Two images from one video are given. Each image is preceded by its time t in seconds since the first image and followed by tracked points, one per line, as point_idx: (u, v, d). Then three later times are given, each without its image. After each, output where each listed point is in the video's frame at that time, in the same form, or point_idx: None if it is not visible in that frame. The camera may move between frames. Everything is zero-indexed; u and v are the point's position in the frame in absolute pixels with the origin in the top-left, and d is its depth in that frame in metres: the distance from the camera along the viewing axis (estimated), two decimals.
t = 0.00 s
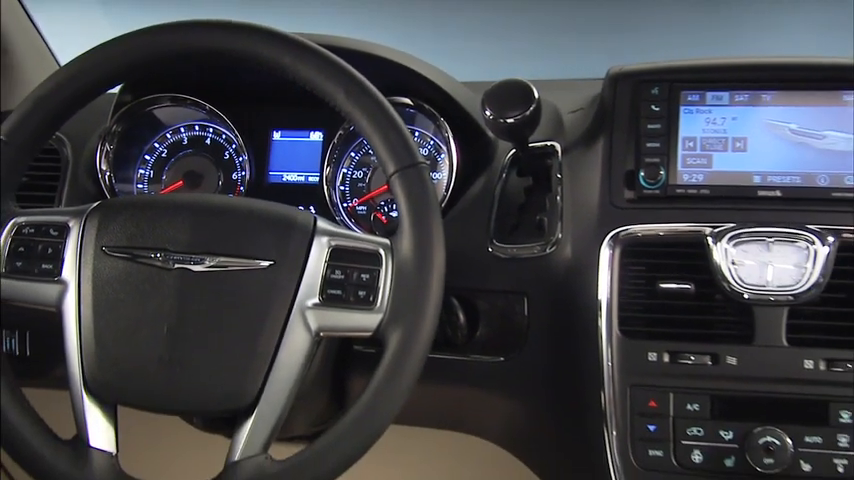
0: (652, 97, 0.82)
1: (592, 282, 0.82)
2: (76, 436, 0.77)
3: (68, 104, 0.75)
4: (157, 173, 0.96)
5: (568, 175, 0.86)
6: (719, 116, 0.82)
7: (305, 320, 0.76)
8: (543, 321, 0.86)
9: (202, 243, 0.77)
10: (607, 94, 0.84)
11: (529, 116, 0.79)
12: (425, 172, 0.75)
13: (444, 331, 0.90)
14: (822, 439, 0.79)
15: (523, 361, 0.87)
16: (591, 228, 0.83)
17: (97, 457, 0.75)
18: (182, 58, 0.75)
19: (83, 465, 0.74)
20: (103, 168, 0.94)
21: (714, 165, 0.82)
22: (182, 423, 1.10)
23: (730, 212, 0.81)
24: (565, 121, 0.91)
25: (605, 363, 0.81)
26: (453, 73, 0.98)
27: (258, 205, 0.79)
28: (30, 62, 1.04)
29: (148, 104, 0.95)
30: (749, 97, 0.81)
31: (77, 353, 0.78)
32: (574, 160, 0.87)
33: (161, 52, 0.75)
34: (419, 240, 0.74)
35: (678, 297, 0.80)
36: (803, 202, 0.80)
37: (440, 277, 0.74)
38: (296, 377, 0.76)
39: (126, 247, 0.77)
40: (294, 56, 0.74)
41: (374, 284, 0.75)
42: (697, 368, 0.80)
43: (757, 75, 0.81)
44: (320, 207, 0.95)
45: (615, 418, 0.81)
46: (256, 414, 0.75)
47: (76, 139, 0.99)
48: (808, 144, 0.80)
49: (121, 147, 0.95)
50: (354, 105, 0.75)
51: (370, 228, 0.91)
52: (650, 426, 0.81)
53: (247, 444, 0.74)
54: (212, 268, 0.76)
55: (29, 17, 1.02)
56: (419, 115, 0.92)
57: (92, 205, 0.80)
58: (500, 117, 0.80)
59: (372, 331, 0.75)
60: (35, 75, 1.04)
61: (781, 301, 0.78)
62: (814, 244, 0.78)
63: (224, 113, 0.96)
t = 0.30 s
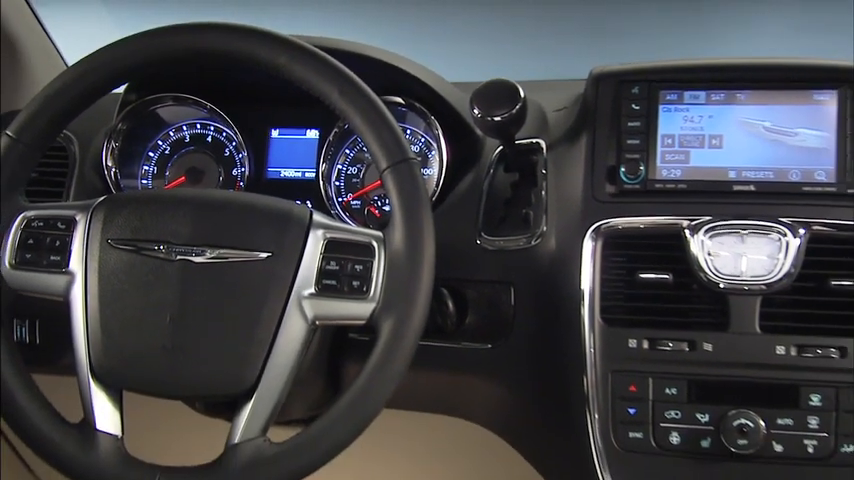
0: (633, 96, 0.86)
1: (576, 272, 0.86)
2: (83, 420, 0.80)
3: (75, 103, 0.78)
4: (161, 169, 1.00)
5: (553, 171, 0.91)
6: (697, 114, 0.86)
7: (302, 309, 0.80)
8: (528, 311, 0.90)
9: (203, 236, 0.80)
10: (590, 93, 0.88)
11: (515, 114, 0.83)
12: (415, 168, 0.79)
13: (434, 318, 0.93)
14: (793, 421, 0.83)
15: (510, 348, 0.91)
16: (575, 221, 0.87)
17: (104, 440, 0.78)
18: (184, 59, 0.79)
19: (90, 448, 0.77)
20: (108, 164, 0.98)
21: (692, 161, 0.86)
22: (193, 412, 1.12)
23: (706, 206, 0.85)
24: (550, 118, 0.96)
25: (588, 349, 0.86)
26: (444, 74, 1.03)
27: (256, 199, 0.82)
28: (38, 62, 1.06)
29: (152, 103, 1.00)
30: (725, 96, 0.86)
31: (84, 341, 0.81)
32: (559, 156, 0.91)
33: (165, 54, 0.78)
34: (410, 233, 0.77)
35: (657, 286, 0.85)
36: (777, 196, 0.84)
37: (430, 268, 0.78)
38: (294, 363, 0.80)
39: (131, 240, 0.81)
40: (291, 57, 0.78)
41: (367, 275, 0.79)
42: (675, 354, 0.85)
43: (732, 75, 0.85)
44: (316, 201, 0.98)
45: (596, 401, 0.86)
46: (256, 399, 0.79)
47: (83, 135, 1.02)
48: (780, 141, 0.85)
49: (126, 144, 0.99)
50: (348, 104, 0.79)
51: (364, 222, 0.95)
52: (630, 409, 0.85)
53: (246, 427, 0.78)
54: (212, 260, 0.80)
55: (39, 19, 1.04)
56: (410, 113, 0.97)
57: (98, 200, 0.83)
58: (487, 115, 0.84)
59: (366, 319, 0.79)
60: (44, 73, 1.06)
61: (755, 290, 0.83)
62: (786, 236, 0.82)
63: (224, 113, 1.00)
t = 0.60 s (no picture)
0: (615, 95, 0.90)
1: (559, 264, 0.90)
2: (88, 406, 0.84)
3: (81, 102, 0.82)
4: (162, 166, 1.03)
5: (538, 167, 0.95)
6: (676, 112, 0.90)
7: (298, 300, 0.83)
8: (516, 301, 0.94)
9: (203, 229, 0.84)
10: (573, 93, 0.92)
11: (502, 112, 0.87)
12: (407, 164, 0.82)
13: (425, 307, 0.97)
14: (768, 406, 0.87)
15: (497, 337, 0.95)
16: (560, 215, 0.91)
17: (108, 426, 0.81)
18: (185, 60, 0.82)
19: (96, 432, 0.80)
20: (111, 160, 1.01)
21: (671, 157, 0.90)
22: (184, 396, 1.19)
23: (684, 200, 0.89)
24: (536, 118, 0.99)
25: (572, 338, 0.90)
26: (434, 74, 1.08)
27: (254, 194, 0.86)
28: (45, 63, 1.10)
29: (153, 103, 1.03)
30: (703, 95, 0.90)
31: (88, 331, 0.85)
32: (545, 152, 0.95)
33: (167, 55, 0.82)
34: (402, 227, 0.81)
35: (638, 277, 0.88)
36: (752, 191, 0.88)
37: (421, 259, 0.81)
38: (290, 351, 0.84)
39: (133, 233, 0.84)
40: (287, 57, 0.81)
41: (360, 266, 0.82)
42: (655, 342, 0.88)
43: (710, 75, 0.89)
44: (311, 197, 1.01)
45: (580, 388, 0.90)
46: (254, 385, 0.83)
47: (87, 134, 1.05)
48: (755, 138, 0.89)
49: (129, 142, 1.02)
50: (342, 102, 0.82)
51: (357, 216, 0.98)
52: (613, 395, 0.89)
53: (244, 413, 0.81)
54: (211, 253, 0.83)
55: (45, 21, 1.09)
56: (402, 111, 1.00)
57: (101, 195, 0.86)
58: (475, 113, 0.87)
59: (358, 308, 0.82)
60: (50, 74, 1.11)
61: (731, 281, 0.86)
62: (761, 229, 0.86)
63: (224, 113, 1.03)
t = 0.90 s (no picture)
0: (598, 94, 0.94)
1: (545, 256, 0.94)
2: (93, 394, 0.87)
3: (86, 102, 0.85)
4: (164, 163, 1.06)
5: (525, 164, 0.99)
6: (656, 112, 0.94)
7: (294, 291, 0.87)
8: (504, 292, 0.98)
9: (203, 224, 0.87)
10: (558, 94, 0.96)
11: (490, 111, 0.90)
12: (398, 161, 0.85)
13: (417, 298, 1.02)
14: (744, 392, 0.91)
15: (486, 327, 1.00)
16: (546, 210, 0.95)
17: (112, 413, 0.85)
18: (184, 61, 0.85)
19: (101, 419, 0.84)
20: (116, 157, 1.06)
21: (652, 154, 0.94)
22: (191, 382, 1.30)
23: (664, 195, 0.93)
24: (523, 117, 1.03)
25: (557, 328, 0.94)
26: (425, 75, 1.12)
27: (251, 191, 0.89)
28: (53, 68, 1.16)
29: (155, 102, 1.07)
30: (682, 95, 0.94)
31: (93, 321, 0.88)
32: (531, 149, 0.99)
33: (168, 57, 0.85)
34: (394, 221, 0.84)
35: (621, 270, 0.92)
36: (729, 186, 0.92)
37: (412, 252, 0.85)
38: (286, 340, 0.87)
39: (135, 228, 0.88)
40: (282, 58, 0.85)
41: (354, 259, 0.86)
42: (636, 332, 0.93)
43: (688, 76, 0.93)
44: (307, 193, 1.05)
45: (564, 376, 0.94)
46: (252, 374, 0.86)
47: (92, 132, 1.10)
48: (732, 136, 0.92)
49: (133, 141, 1.06)
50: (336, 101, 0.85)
51: (351, 211, 1.01)
52: (596, 382, 0.93)
53: (243, 400, 0.85)
54: (211, 247, 0.87)
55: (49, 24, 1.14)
56: (394, 111, 1.04)
57: (105, 191, 0.90)
58: (465, 113, 0.91)
59: (352, 300, 0.86)
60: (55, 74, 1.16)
61: (709, 272, 0.90)
62: (737, 223, 0.90)
63: (223, 112, 1.07)
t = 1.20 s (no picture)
0: (583, 94, 0.98)
1: (532, 250, 0.98)
2: (96, 383, 0.90)
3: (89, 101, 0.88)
4: (164, 161, 1.09)
5: (512, 160, 1.02)
6: (640, 111, 0.98)
7: (290, 284, 0.90)
8: (493, 285, 1.02)
9: (202, 220, 0.90)
10: (545, 93, 1.01)
11: (479, 110, 0.94)
12: (390, 158, 0.89)
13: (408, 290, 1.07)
14: (723, 380, 0.95)
15: (475, 318, 1.03)
16: (533, 206, 0.99)
17: (115, 401, 0.88)
18: (184, 62, 0.88)
19: (104, 407, 0.87)
20: (118, 155, 1.09)
21: (635, 152, 0.97)
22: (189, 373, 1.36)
23: (647, 192, 0.96)
24: (511, 117, 1.06)
25: (544, 318, 0.98)
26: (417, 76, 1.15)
27: (249, 187, 0.92)
28: (58, 69, 1.20)
29: (156, 102, 1.10)
30: (664, 94, 0.98)
31: (96, 313, 0.91)
32: (519, 147, 1.02)
33: (168, 58, 0.88)
34: (387, 216, 0.87)
35: (605, 263, 0.96)
36: (709, 183, 0.96)
37: (404, 246, 0.88)
38: (283, 331, 0.91)
39: (137, 223, 0.91)
40: (278, 59, 0.88)
41: (347, 253, 0.89)
42: (620, 322, 0.96)
43: (669, 77, 0.97)
44: (303, 190, 1.08)
45: (551, 365, 0.98)
46: (249, 364, 0.89)
47: (94, 130, 1.13)
48: (713, 134, 0.96)
49: (135, 139, 1.10)
50: (330, 101, 0.88)
51: (346, 207, 1.04)
52: (581, 371, 0.97)
53: (240, 389, 0.88)
54: (210, 241, 0.90)
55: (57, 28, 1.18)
56: (386, 110, 1.08)
57: (107, 188, 0.93)
58: (455, 112, 0.94)
59: (346, 292, 0.89)
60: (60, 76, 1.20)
61: (690, 266, 0.93)
62: (717, 218, 0.93)
63: (221, 111, 1.10)
